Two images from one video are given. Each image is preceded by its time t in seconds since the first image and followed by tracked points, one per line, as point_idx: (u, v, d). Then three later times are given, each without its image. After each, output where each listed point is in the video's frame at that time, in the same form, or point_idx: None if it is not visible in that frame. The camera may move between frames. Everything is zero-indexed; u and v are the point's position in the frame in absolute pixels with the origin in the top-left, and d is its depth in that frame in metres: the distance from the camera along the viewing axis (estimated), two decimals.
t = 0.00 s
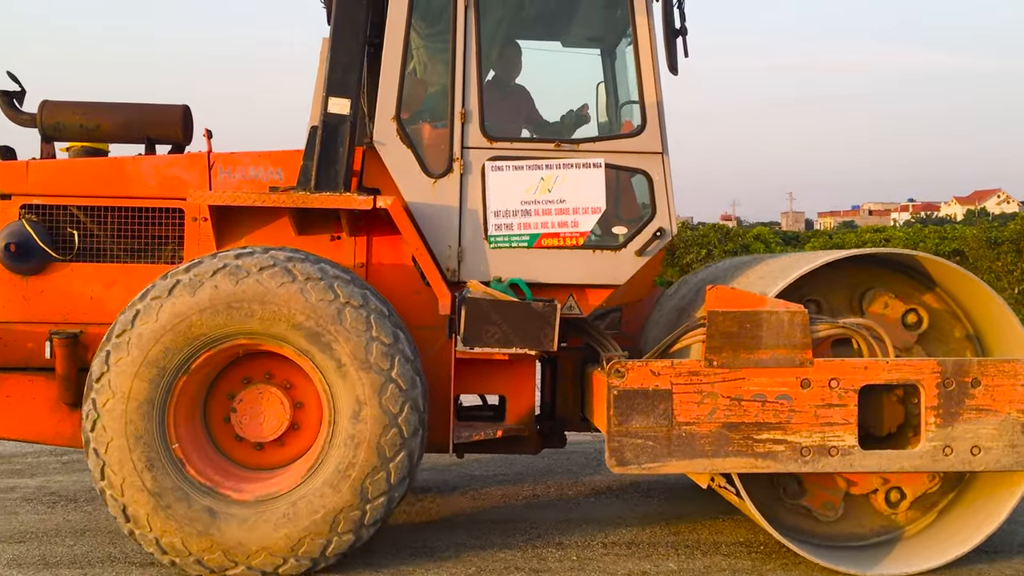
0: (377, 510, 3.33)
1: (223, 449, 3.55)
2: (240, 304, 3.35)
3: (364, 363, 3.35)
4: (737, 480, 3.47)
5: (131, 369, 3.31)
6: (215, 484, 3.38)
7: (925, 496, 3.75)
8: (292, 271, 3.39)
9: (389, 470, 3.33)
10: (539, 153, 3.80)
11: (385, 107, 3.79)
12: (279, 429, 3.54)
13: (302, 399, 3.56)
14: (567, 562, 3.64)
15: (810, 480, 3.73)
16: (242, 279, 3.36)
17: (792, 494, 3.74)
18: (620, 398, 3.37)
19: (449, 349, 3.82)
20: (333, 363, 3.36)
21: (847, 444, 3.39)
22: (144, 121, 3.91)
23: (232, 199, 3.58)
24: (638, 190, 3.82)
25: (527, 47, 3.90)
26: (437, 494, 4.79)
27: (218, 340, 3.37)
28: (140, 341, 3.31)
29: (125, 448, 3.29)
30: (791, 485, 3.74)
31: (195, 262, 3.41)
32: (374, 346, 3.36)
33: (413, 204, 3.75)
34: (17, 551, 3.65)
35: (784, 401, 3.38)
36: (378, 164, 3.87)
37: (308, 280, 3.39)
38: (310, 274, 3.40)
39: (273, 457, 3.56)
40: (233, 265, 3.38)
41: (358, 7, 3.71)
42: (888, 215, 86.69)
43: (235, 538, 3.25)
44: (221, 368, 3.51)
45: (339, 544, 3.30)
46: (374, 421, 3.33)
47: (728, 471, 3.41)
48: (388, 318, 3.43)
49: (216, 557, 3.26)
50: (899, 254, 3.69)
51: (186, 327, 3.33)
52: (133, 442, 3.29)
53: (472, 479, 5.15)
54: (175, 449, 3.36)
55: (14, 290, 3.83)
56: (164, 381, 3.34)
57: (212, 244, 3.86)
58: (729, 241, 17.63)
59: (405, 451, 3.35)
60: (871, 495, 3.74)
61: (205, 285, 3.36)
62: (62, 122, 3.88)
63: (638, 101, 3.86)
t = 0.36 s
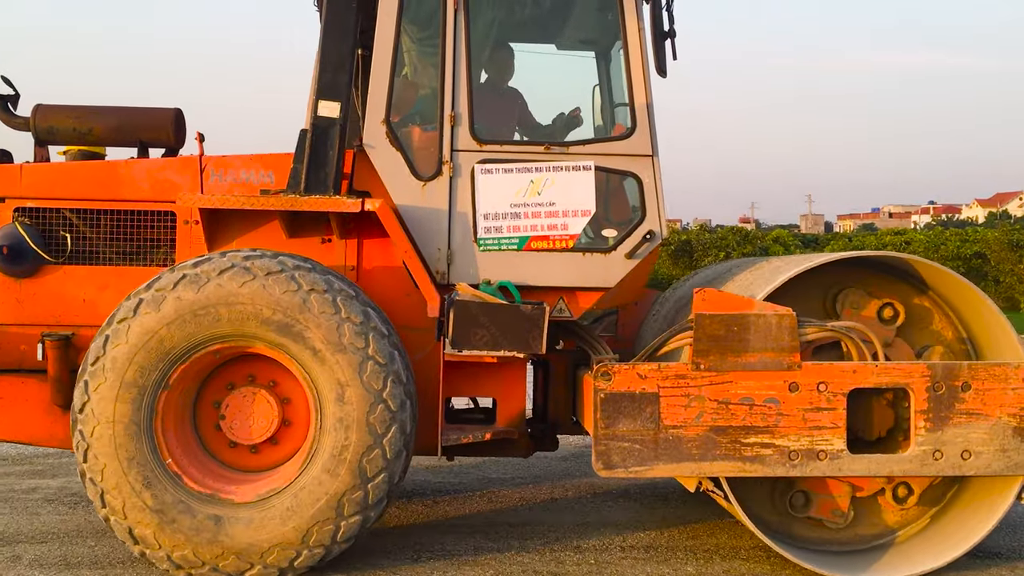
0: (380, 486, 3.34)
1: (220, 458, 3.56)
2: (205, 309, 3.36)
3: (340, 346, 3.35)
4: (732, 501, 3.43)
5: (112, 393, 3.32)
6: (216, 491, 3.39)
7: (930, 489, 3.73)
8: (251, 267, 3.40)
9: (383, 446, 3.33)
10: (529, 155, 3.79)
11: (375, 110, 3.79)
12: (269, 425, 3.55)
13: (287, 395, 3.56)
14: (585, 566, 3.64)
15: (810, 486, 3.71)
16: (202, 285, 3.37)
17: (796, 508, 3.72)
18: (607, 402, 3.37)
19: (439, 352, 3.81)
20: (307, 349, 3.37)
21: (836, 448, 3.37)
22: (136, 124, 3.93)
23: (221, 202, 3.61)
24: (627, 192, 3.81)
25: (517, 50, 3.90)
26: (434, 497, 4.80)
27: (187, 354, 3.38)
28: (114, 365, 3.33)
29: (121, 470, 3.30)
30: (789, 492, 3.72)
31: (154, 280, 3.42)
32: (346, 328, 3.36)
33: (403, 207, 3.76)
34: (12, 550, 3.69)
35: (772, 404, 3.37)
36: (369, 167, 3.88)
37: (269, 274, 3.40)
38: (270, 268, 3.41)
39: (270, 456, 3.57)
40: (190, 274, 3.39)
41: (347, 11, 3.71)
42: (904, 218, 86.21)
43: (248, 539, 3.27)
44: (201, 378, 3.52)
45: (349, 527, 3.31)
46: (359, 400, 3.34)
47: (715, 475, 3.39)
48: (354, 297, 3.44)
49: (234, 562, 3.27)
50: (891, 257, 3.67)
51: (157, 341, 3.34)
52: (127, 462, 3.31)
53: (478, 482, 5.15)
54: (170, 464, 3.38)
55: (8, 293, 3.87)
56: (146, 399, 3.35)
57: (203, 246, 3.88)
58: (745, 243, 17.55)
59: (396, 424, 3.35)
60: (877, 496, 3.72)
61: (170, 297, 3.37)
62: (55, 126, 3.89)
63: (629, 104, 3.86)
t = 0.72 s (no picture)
0: (380, 452, 3.35)
1: (221, 459, 3.58)
2: (173, 313, 3.37)
3: (314, 326, 3.37)
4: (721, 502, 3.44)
5: (99, 411, 3.34)
6: (219, 490, 3.40)
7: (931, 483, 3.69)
8: (210, 263, 3.42)
9: (375, 415, 3.35)
10: (519, 152, 3.79)
11: (365, 107, 3.80)
12: (261, 417, 3.56)
13: (275, 385, 3.58)
14: (604, 562, 3.64)
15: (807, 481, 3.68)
16: (167, 290, 3.38)
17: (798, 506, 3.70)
18: (595, 398, 3.37)
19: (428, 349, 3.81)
20: (279, 333, 3.38)
21: (824, 445, 3.37)
22: (129, 122, 3.96)
23: (211, 199, 3.62)
24: (618, 189, 3.81)
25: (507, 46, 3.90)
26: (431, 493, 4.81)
27: (161, 363, 3.39)
28: (96, 384, 3.34)
29: (121, 485, 3.31)
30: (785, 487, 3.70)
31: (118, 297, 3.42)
32: (316, 307, 3.38)
33: (393, 203, 3.76)
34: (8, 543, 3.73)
35: (760, 401, 3.36)
36: (360, 164, 3.88)
37: (231, 267, 3.41)
38: (231, 262, 3.42)
39: (270, 448, 3.59)
40: (153, 281, 3.40)
41: (337, 8, 3.72)
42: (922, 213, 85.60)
43: (262, 530, 3.28)
44: (185, 382, 3.54)
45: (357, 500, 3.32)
46: (342, 373, 3.35)
47: (703, 472, 3.39)
48: (317, 275, 3.45)
49: (253, 554, 3.28)
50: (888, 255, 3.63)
51: (133, 352, 3.35)
52: (126, 476, 3.32)
53: (477, 479, 5.15)
54: (169, 471, 3.39)
55: (3, 289, 3.90)
56: (133, 411, 3.36)
57: (196, 243, 3.90)
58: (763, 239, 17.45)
59: (385, 391, 3.37)
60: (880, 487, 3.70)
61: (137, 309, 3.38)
62: (49, 124, 3.94)
63: (620, 100, 3.86)
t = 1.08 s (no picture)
0: (374, 418, 3.38)
1: (222, 457, 3.60)
2: (145, 319, 3.38)
3: (286, 307, 3.39)
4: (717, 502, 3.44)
5: (91, 427, 3.36)
6: (222, 484, 3.42)
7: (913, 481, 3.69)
8: (172, 264, 3.44)
9: (363, 384, 3.37)
10: (510, 146, 3.79)
11: (355, 102, 3.80)
12: (252, 407, 3.57)
13: (263, 374, 3.60)
14: (624, 557, 3.64)
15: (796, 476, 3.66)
16: (135, 299, 3.40)
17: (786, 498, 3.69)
18: (583, 392, 3.36)
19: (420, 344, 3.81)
20: (252, 318, 3.40)
21: (814, 439, 3.35)
22: (123, 118, 3.98)
23: (201, 194, 3.64)
24: (609, 183, 3.80)
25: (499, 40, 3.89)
26: (426, 488, 4.82)
27: (141, 374, 3.40)
28: (84, 402, 3.36)
29: (125, 496, 3.33)
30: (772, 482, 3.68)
31: (89, 317, 3.44)
32: (285, 288, 3.40)
33: (384, 198, 3.76)
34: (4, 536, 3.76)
35: (749, 395, 3.35)
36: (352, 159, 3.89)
37: (195, 263, 3.43)
38: (194, 259, 3.44)
39: (267, 439, 3.60)
40: (120, 292, 3.41)
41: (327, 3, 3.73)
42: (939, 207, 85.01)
43: (273, 514, 3.31)
44: (172, 386, 3.56)
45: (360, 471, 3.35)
46: (323, 347, 3.37)
47: (693, 467, 3.38)
48: (278, 257, 3.47)
49: (271, 538, 3.31)
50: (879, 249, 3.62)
51: (113, 363, 3.37)
52: (129, 485, 3.33)
53: (472, 475, 5.15)
54: (170, 474, 3.42)
55: None
56: (124, 421, 3.38)
57: (189, 239, 3.91)
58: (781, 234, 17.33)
59: (368, 359, 3.39)
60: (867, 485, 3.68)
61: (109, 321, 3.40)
62: (43, 121, 3.98)
63: (611, 94, 3.84)
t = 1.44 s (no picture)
0: (366, 392, 3.40)
1: (229, 460, 3.63)
2: (124, 336, 3.41)
3: (258, 299, 3.41)
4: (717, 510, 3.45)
5: (91, 451, 3.39)
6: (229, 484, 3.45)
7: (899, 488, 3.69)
8: (140, 278, 3.45)
9: (348, 358, 3.40)
10: (503, 148, 3.79)
11: (349, 105, 3.82)
12: (246, 405, 3.60)
13: (252, 370, 3.62)
14: (646, 558, 3.64)
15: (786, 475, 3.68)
16: (110, 320, 3.42)
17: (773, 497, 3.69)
18: (574, 393, 3.37)
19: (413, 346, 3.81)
20: (226, 314, 3.42)
21: (806, 440, 3.35)
22: (120, 123, 4.02)
23: (195, 197, 3.67)
24: (602, 183, 3.80)
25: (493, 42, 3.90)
26: (425, 490, 4.84)
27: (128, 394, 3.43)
28: (82, 428, 3.40)
29: (136, 512, 3.35)
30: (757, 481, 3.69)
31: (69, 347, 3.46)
32: (254, 279, 3.42)
33: (377, 201, 3.78)
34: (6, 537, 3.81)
35: (740, 396, 3.35)
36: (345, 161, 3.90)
37: (163, 273, 3.46)
38: (160, 269, 3.46)
39: (266, 434, 3.62)
40: (95, 315, 3.43)
41: (320, 7, 3.75)
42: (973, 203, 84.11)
43: (284, 502, 3.35)
44: (164, 399, 3.59)
45: (362, 443, 3.38)
46: (303, 330, 3.40)
47: (684, 467, 3.38)
48: (240, 251, 3.49)
49: (290, 526, 3.35)
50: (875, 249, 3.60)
51: (101, 383, 3.40)
52: (138, 500, 3.36)
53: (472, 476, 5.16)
54: (177, 483, 3.44)
55: None
56: (123, 439, 3.41)
57: (186, 242, 3.95)
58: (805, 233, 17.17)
59: (349, 335, 3.42)
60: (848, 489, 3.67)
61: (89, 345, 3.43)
62: (42, 126, 4.01)
63: (601, 95, 3.85)
